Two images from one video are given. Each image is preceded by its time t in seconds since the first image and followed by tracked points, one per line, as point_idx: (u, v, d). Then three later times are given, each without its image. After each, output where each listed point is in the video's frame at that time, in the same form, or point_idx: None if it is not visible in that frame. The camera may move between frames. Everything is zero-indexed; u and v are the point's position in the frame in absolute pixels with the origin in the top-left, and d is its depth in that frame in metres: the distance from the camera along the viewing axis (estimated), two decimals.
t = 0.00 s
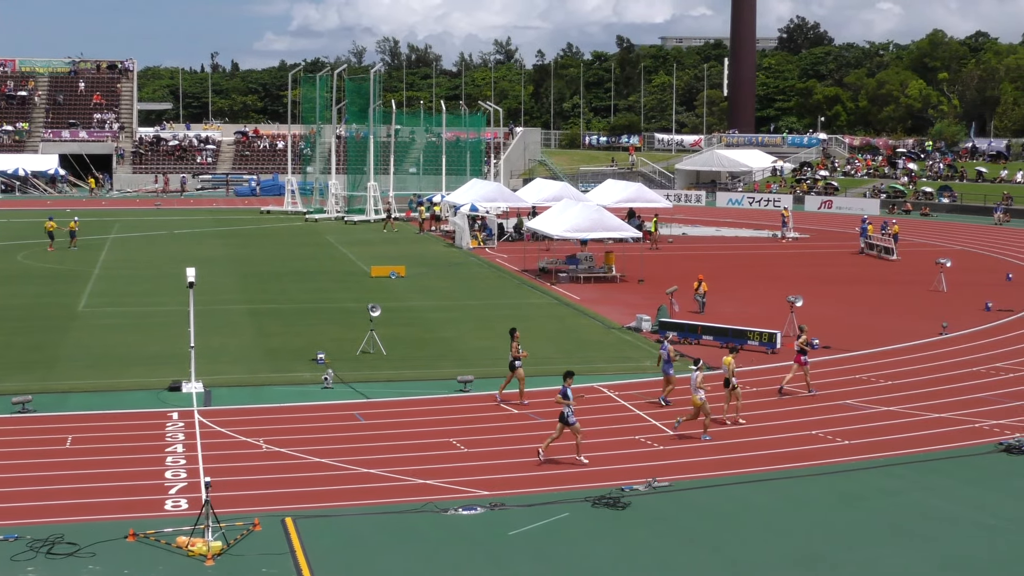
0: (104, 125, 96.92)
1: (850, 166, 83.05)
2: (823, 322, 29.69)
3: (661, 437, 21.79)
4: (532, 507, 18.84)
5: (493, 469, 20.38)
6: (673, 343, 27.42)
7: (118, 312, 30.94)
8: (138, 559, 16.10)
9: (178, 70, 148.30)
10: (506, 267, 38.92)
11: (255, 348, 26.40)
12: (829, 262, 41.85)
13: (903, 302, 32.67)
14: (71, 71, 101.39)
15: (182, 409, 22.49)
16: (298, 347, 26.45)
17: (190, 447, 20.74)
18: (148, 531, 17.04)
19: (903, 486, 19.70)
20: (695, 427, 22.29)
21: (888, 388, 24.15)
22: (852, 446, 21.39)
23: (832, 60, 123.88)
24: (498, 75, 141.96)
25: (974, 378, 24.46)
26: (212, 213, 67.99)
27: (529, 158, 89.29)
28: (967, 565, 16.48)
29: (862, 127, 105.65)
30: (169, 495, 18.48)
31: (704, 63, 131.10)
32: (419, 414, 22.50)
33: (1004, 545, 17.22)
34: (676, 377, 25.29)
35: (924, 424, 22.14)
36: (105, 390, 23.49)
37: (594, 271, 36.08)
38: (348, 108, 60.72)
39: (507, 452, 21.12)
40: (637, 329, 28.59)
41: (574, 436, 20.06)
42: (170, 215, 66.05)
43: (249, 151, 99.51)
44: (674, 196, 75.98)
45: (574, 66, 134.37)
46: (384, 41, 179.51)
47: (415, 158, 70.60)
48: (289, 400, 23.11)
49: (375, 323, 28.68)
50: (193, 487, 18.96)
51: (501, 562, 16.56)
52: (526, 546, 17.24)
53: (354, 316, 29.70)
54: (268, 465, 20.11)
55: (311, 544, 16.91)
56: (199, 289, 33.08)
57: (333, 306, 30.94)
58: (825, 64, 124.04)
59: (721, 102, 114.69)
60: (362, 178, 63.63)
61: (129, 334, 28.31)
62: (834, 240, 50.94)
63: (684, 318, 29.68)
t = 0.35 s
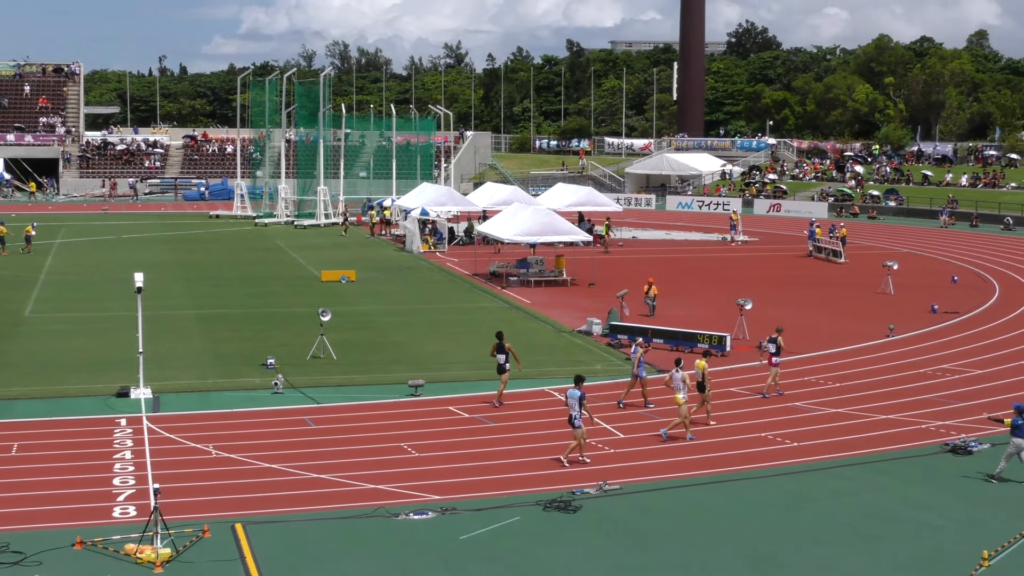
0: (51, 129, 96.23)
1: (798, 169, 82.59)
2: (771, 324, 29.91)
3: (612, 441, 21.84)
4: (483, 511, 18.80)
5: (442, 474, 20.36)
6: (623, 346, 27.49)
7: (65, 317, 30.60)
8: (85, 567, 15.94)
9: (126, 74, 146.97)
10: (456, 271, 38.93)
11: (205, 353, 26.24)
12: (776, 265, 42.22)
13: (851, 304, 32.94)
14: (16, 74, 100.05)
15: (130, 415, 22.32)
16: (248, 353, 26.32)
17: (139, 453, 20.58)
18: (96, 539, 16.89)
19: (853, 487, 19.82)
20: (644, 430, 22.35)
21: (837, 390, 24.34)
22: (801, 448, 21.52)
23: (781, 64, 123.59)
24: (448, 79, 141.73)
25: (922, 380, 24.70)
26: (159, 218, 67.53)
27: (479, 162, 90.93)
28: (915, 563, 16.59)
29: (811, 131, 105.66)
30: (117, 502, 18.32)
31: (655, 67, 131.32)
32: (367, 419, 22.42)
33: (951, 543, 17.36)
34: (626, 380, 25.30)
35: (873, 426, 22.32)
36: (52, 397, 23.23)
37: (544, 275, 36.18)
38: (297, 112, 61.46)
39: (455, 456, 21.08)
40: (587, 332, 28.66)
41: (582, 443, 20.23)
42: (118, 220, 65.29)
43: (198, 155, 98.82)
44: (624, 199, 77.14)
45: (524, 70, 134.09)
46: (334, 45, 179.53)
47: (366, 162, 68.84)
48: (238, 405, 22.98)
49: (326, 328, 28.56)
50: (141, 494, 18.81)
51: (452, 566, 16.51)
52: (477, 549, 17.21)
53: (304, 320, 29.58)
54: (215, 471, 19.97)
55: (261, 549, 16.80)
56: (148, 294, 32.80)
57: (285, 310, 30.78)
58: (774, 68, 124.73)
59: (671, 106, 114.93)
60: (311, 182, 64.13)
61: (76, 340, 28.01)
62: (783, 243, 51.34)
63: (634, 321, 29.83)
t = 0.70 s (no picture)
0: None
1: (739, 175, 83.12)
2: (712, 328, 30.14)
3: (555, 445, 21.85)
4: (426, 516, 18.71)
5: (385, 479, 20.27)
6: (567, 351, 27.51)
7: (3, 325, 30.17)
8: None
9: (63, 78, 145.46)
10: (399, 276, 38.88)
11: (145, 360, 26.00)
12: (716, 269, 42.60)
13: (790, 308, 33.26)
14: None
15: (69, 423, 22.08)
16: (189, 359, 26.12)
17: (78, 462, 20.33)
18: (33, 549, 16.64)
19: (793, 489, 19.88)
20: (587, 435, 22.41)
21: (779, 393, 24.54)
22: (742, 451, 21.62)
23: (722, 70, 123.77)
24: (391, 85, 141.53)
25: (862, 383, 24.93)
26: (99, 224, 66.84)
27: (422, 167, 89.60)
28: (858, 563, 16.67)
29: (751, 135, 105.75)
30: (55, 511, 18.08)
31: (596, 73, 132.16)
32: (309, 425, 22.32)
33: (890, 543, 17.46)
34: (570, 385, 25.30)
35: (817, 428, 22.50)
36: None
37: (487, 279, 36.21)
38: (238, 117, 60.81)
39: (398, 462, 21.01)
40: (530, 337, 28.77)
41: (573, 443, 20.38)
42: (57, 225, 64.49)
43: (138, 161, 97.93)
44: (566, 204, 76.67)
45: (466, 75, 134.07)
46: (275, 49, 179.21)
47: (308, 167, 69.38)
48: (179, 412, 22.79)
49: (269, 334, 28.41)
50: (80, 503, 18.59)
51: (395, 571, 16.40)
52: (420, 555, 17.12)
53: (245, 327, 29.41)
54: (154, 479, 19.78)
55: (202, 557, 16.61)
56: (88, 301, 32.44)
57: (228, 317, 30.55)
58: (714, 74, 125.67)
59: (613, 112, 114.42)
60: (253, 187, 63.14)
61: (13, 347, 27.63)
62: (724, 247, 51.77)
63: (577, 325, 29.91)
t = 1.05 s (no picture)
0: None
1: (682, 178, 83.10)
2: (656, 332, 30.38)
3: (501, 449, 21.85)
4: (371, 520, 18.61)
5: (330, 484, 20.18)
6: (512, 354, 27.70)
7: None
8: None
9: None
10: (342, 280, 38.78)
11: (85, 367, 25.73)
12: (659, 272, 42.92)
13: (732, 310, 33.53)
14: None
15: (6, 430, 21.77)
16: (130, 365, 25.88)
17: (17, 469, 20.08)
18: None
19: (736, 490, 19.97)
20: (532, 438, 22.40)
21: (722, 394, 24.75)
22: (686, 453, 21.73)
23: (664, 73, 123.40)
24: (333, 88, 140.39)
25: (803, 384, 25.15)
26: (36, 228, 65.91)
27: (365, 171, 89.50)
28: (801, 561, 16.74)
29: (693, 139, 105.53)
30: None
31: (539, 76, 132.01)
32: (253, 431, 22.20)
33: (833, 543, 17.56)
34: (515, 387, 25.39)
35: (759, 429, 22.70)
36: None
37: (431, 283, 36.23)
38: (180, 121, 60.84)
39: (341, 467, 20.93)
40: (475, 341, 28.82)
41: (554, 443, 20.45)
42: None
43: (78, 164, 96.37)
44: (511, 207, 74.95)
45: (409, 78, 133.08)
46: (216, 52, 177.73)
47: (251, 171, 70.49)
48: (119, 418, 22.59)
49: (212, 340, 28.20)
50: (19, 511, 18.33)
51: None
52: (365, 559, 17.01)
53: (187, 332, 29.21)
54: (94, 486, 19.55)
55: (144, 566, 16.42)
56: (27, 307, 32.02)
57: (169, 322, 30.26)
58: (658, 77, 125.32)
59: (557, 115, 115.91)
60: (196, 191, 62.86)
61: None
62: (668, 249, 52.09)
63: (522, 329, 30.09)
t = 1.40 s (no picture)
0: None
1: (635, 176, 81.65)
2: (608, 334, 29.85)
3: (450, 455, 21.14)
4: (316, 531, 17.75)
5: (273, 494, 19.33)
6: (461, 358, 27.12)
7: None
8: None
9: None
10: (287, 282, 37.99)
11: (16, 374, 24.75)
12: (611, 272, 42.48)
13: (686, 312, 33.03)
14: None
15: None
16: (63, 371, 24.93)
17: None
18: None
19: (694, 495, 19.34)
20: (482, 444, 21.72)
21: (678, 398, 24.21)
22: (641, 459, 21.09)
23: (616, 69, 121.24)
24: (276, 83, 136.92)
25: (760, 388, 24.61)
26: None
27: (309, 169, 87.02)
28: (764, 569, 16.11)
29: (648, 137, 102.76)
30: None
31: (489, 72, 129.86)
32: (193, 439, 21.35)
33: (796, 549, 16.95)
34: (465, 393, 24.76)
35: (717, 434, 22.15)
36: None
37: (378, 285, 35.64)
38: (115, 117, 59.78)
39: (285, 475, 20.10)
40: (424, 344, 28.15)
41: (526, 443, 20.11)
42: None
43: (7, 163, 93.01)
44: (459, 206, 74.94)
45: (355, 74, 129.99)
46: (154, 47, 173.81)
47: (190, 169, 68.84)
48: (51, 427, 21.66)
49: (153, 344, 27.28)
50: None
51: None
52: (310, 571, 16.17)
53: (126, 337, 28.29)
54: (24, 498, 18.62)
55: None
56: None
57: (108, 327, 29.28)
58: (610, 73, 122.73)
59: (506, 112, 112.48)
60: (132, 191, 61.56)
61: None
62: (622, 249, 51.56)
63: (472, 332, 29.55)
